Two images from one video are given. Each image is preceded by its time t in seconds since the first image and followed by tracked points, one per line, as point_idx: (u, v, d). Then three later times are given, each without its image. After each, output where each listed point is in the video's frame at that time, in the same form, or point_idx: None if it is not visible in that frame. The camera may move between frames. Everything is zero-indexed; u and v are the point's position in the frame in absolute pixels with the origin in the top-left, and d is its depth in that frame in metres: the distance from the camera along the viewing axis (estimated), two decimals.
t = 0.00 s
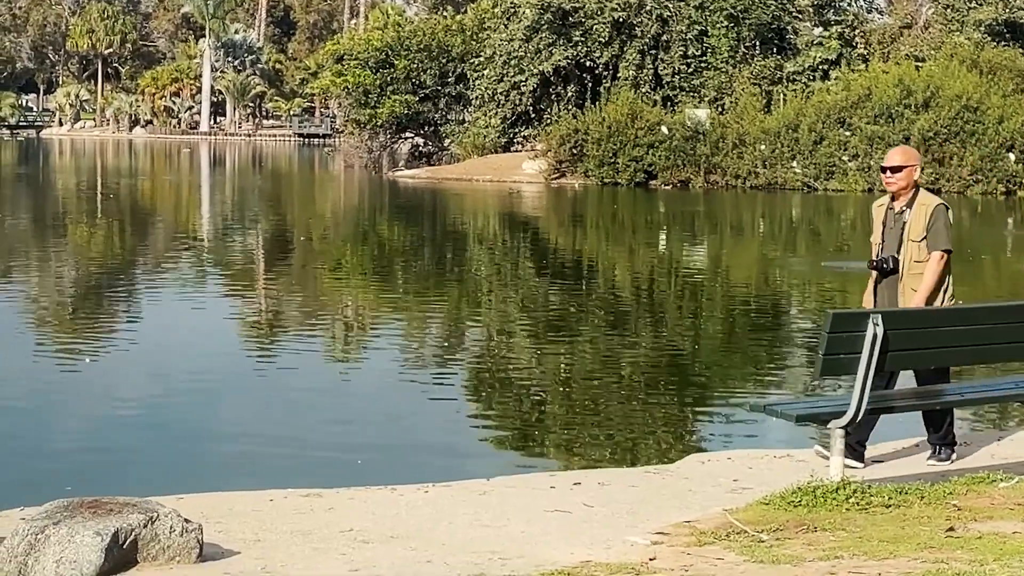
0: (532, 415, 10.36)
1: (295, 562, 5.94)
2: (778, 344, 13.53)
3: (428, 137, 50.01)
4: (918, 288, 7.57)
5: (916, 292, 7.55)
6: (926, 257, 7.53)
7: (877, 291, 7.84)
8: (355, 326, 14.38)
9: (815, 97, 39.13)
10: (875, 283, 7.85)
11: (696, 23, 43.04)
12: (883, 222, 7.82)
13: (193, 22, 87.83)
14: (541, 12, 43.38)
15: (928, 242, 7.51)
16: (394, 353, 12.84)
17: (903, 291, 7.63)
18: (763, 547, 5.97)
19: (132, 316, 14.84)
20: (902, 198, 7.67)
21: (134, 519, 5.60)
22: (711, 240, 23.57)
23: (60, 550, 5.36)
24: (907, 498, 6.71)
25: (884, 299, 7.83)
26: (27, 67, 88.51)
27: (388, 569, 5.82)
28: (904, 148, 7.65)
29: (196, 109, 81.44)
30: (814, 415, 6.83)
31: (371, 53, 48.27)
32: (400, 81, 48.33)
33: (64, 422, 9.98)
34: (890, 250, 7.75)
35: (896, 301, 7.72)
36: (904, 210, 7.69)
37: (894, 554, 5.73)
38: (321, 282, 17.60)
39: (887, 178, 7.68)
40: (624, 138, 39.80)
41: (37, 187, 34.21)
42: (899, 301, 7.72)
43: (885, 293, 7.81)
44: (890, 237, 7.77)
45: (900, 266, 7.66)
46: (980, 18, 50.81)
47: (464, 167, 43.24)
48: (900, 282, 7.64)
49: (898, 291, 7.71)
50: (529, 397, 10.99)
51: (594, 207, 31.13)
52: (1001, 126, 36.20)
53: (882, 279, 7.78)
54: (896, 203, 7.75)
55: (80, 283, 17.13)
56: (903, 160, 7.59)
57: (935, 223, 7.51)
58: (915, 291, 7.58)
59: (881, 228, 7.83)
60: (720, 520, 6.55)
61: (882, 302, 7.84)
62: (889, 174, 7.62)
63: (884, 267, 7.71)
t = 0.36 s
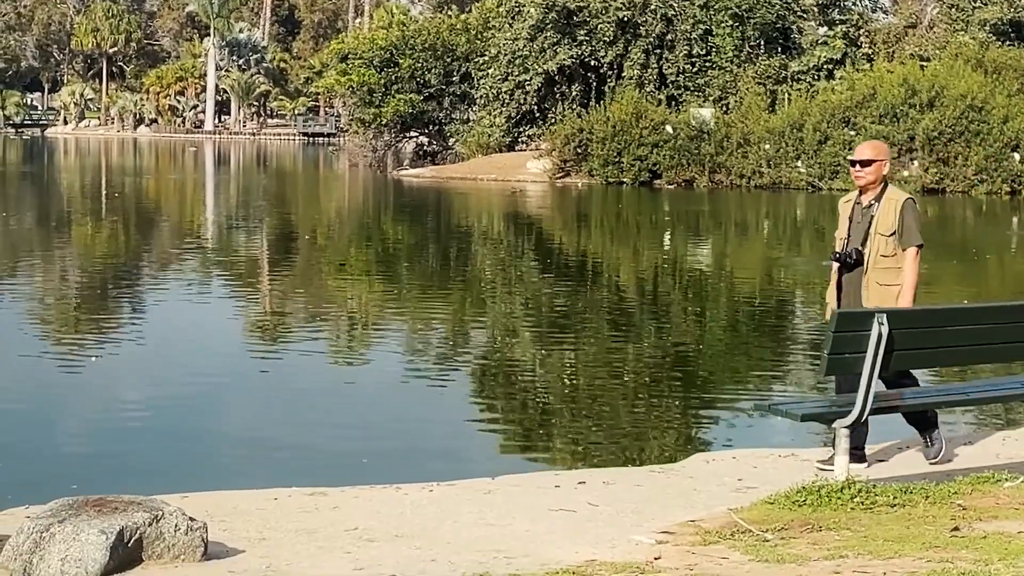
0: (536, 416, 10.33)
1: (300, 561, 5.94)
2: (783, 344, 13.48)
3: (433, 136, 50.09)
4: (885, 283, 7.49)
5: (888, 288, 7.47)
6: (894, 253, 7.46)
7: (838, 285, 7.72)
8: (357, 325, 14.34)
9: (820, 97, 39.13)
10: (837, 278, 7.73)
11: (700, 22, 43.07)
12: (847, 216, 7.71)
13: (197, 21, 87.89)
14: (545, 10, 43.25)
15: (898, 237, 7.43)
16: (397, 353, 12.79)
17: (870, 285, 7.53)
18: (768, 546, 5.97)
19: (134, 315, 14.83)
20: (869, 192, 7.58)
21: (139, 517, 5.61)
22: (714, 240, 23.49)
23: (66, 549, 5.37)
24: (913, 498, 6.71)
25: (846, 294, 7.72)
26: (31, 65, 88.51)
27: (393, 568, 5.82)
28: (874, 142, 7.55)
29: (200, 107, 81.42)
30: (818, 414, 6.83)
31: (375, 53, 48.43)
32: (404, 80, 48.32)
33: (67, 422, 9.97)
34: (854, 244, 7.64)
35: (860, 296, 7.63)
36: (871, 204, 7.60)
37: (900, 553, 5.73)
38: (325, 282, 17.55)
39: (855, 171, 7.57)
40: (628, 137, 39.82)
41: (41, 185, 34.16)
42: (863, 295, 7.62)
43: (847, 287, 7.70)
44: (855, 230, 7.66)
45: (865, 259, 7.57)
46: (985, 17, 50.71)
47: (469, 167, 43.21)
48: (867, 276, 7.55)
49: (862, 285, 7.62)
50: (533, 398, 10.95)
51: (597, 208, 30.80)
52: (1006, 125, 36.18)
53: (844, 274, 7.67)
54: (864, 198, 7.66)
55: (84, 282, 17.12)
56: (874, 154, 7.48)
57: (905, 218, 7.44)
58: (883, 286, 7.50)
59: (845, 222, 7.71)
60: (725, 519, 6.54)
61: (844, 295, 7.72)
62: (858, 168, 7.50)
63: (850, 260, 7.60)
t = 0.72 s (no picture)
0: (541, 416, 10.32)
1: (304, 559, 5.95)
2: (786, 344, 13.48)
3: (437, 136, 50.09)
4: (868, 284, 7.36)
5: (872, 289, 7.35)
6: (875, 254, 7.34)
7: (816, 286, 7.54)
8: (360, 325, 14.33)
9: (824, 96, 39.13)
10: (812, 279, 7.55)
11: (704, 22, 43.02)
12: (822, 215, 7.53)
13: (202, 21, 88.07)
14: (550, 10, 43.43)
15: (879, 238, 7.31)
16: (401, 353, 12.78)
17: (853, 286, 7.38)
18: (772, 545, 5.97)
19: (137, 314, 14.84)
20: (845, 191, 7.40)
21: (143, 516, 5.62)
22: (718, 239, 23.48)
23: (70, 547, 5.37)
24: (917, 498, 6.71)
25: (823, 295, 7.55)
26: (36, 65, 88.69)
27: (397, 567, 5.83)
28: (847, 139, 7.35)
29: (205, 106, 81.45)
30: (822, 414, 6.83)
31: (380, 52, 48.44)
32: (408, 80, 48.38)
33: (71, 421, 9.99)
34: (831, 244, 7.46)
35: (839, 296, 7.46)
36: (848, 203, 7.42)
37: (904, 553, 5.73)
38: (330, 281, 17.55)
39: (829, 169, 7.37)
40: (633, 137, 39.86)
41: (45, 184, 34.25)
42: (842, 296, 7.47)
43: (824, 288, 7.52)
44: (831, 229, 7.49)
45: (845, 261, 7.40)
46: (989, 17, 50.62)
47: (473, 166, 43.27)
48: (848, 277, 7.40)
49: (841, 286, 7.45)
50: (537, 397, 10.95)
51: (602, 207, 30.76)
52: (1011, 125, 36.10)
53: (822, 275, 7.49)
54: (838, 196, 7.48)
55: (89, 281, 17.13)
56: (851, 153, 7.31)
57: (885, 217, 7.30)
58: (866, 287, 7.37)
59: (821, 221, 7.52)
60: (728, 518, 6.54)
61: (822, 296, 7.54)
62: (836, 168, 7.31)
63: (830, 261, 7.41)
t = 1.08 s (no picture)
0: (545, 418, 10.35)
1: (308, 563, 5.96)
2: (791, 345, 13.59)
3: (441, 138, 50.22)
4: (849, 295, 7.32)
5: (852, 301, 7.30)
6: (857, 265, 7.31)
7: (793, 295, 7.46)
8: (367, 326, 14.46)
9: (829, 98, 39.14)
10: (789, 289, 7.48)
11: (709, 24, 43.02)
12: (802, 224, 7.51)
13: (207, 24, 88.26)
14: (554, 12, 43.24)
15: (861, 248, 7.29)
16: (405, 355, 12.82)
17: (834, 296, 7.33)
18: (777, 548, 5.97)
19: (143, 316, 14.90)
20: (828, 199, 7.39)
21: (148, 520, 5.63)
22: (721, 241, 23.52)
23: (75, 551, 5.37)
24: (921, 500, 6.71)
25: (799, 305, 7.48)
26: (42, 68, 88.87)
27: (402, 571, 5.83)
28: (831, 147, 7.37)
29: (210, 109, 81.52)
30: (827, 416, 6.82)
31: (384, 55, 48.27)
32: (413, 82, 48.30)
33: (76, 423, 10.02)
34: (811, 253, 7.42)
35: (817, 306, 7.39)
36: (830, 212, 7.41)
37: (909, 556, 5.73)
38: (336, 282, 17.74)
39: (813, 177, 7.37)
40: (638, 139, 39.86)
41: (51, 188, 34.34)
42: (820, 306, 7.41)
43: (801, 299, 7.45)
44: (811, 238, 7.46)
45: (826, 271, 7.35)
46: (994, 19, 50.56)
47: (478, 168, 43.31)
48: (829, 287, 7.34)
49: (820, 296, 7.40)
50: (541, 399, 10.98)
51: (606, 207, 31.72)
52: (1016, 127, 36.00)
53: (800, 284, 7.42)
54: (819, 205, 7.47)
55: (95, 284, 17.20)
56: (834, 161, 7.29)
57: (867, 228, 7.29)
58: (847, 297, 7.32)
59: (801, 229, 7.50)
60: (734, 521, 6.54)
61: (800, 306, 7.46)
62: (818, 175, 7.31)
63: (809, 270, 7.36)
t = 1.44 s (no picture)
0: (549, 421, 10.29)
1: (312, 565, 5.96)
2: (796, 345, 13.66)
3: (445, 141, 50.32)
4: (827, 293, 7.27)
5: (830, 300, 7.25)
6: (836, 262, 7.25)
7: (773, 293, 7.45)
8: (372, 326, 14.58)
9: (833, 99, 39.13)
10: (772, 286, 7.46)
11: (713, 25, 43.06)
12: (784, 220, 7.48)
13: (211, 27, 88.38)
14: (558, 14, 43.38)
15: (840, 246, 7.23)
16: (410, 358, 12.80)
17: (811, 295, 7.29)
18: (781, 550, 5.97)
19: (147, 318, 14.94)
20: (810, 195, 7.37)
21: (152, 522, 5.63)
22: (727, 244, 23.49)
23: (79, 553, 5.37)
24: (926, 502, 6.70)
25: (779, 302, 7.44)
26: (46, 71, 88.94)
27: (406, 573, 5.83)
28: (814, 143, 7.36)
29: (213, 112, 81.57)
30: (831, 419, 6.81)
31: (388, 57, 48.36)
32: (417, 84, 48.31)
33: (81, 425, 10.04)
34: (792, 250, 7.39)
35: (796, 306, 7.37)
36: (812, 209, 7.38)
37: (914, 558, 5.72)
38: (341, 282, 17.91)
39: (795, 174, 7.37)
40: (641, 141, 39.87)
41: (55, 190, 34.37)
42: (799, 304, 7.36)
43: (782, 297, 7.42)
44: (793, 235, 7.43)
45: (806, 268, 7.31)
46: (998, 20, 50.54)
47: (482, 171, 43.26)
48: (808, 285, 7.30)
49: (800, 294, 7.35)
50: (545, 400, 10.99)
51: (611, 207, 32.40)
52: (1020, 128, 36.00)
53: (782, 282, 7.41)
54: (802, 202, 7.45)
55: (100, 286, 17.25)
56: (816, 157, 7.29)
57: (848, 225, 7.24)
58: (826, 295, 7.26)
59: (782, 225, 7.47)
60: (738, 523, 6.54)
61: (780, 305, 7.43)
62: (801, 171, 7.30)
63: (788, 268, 7.34)
